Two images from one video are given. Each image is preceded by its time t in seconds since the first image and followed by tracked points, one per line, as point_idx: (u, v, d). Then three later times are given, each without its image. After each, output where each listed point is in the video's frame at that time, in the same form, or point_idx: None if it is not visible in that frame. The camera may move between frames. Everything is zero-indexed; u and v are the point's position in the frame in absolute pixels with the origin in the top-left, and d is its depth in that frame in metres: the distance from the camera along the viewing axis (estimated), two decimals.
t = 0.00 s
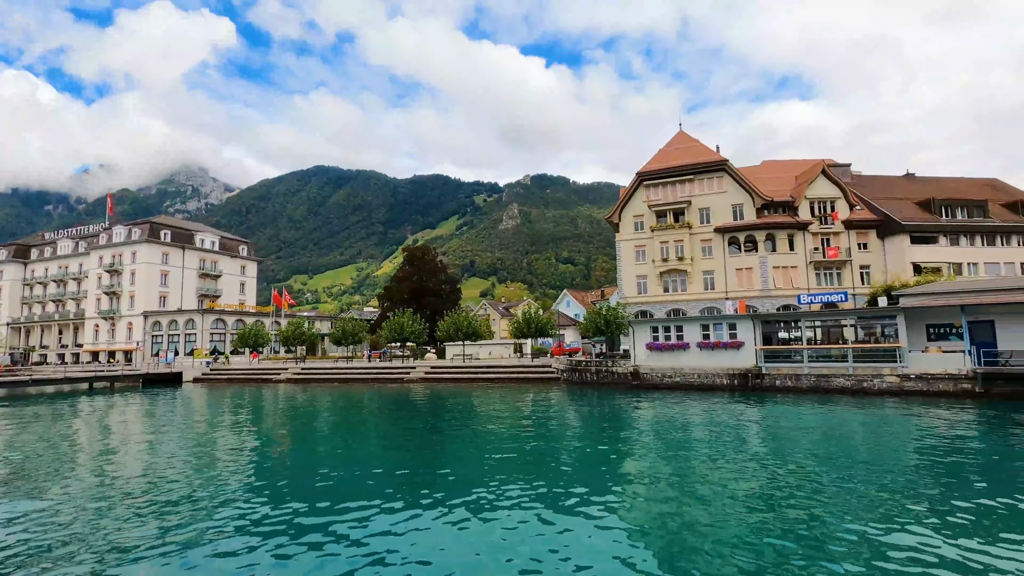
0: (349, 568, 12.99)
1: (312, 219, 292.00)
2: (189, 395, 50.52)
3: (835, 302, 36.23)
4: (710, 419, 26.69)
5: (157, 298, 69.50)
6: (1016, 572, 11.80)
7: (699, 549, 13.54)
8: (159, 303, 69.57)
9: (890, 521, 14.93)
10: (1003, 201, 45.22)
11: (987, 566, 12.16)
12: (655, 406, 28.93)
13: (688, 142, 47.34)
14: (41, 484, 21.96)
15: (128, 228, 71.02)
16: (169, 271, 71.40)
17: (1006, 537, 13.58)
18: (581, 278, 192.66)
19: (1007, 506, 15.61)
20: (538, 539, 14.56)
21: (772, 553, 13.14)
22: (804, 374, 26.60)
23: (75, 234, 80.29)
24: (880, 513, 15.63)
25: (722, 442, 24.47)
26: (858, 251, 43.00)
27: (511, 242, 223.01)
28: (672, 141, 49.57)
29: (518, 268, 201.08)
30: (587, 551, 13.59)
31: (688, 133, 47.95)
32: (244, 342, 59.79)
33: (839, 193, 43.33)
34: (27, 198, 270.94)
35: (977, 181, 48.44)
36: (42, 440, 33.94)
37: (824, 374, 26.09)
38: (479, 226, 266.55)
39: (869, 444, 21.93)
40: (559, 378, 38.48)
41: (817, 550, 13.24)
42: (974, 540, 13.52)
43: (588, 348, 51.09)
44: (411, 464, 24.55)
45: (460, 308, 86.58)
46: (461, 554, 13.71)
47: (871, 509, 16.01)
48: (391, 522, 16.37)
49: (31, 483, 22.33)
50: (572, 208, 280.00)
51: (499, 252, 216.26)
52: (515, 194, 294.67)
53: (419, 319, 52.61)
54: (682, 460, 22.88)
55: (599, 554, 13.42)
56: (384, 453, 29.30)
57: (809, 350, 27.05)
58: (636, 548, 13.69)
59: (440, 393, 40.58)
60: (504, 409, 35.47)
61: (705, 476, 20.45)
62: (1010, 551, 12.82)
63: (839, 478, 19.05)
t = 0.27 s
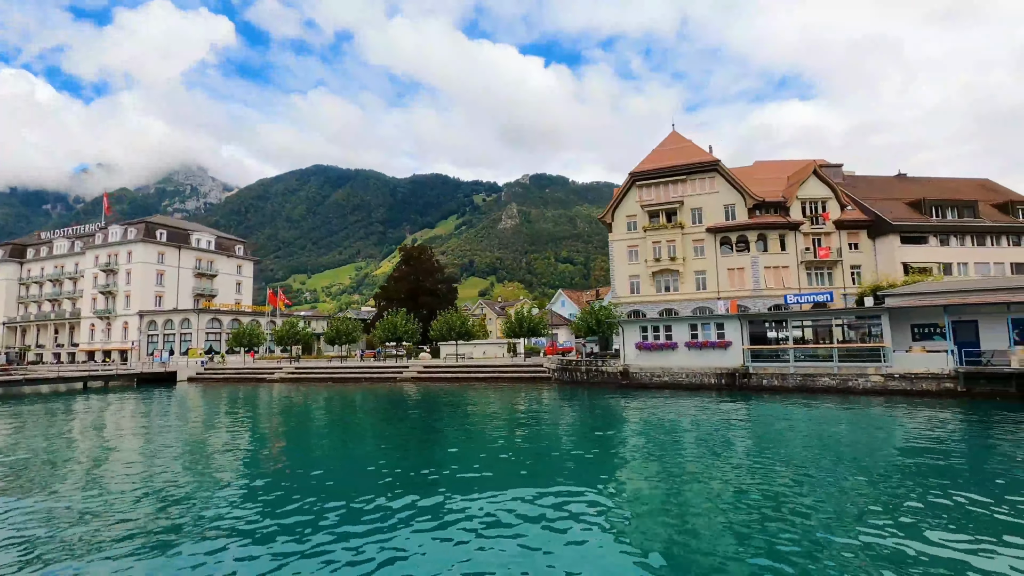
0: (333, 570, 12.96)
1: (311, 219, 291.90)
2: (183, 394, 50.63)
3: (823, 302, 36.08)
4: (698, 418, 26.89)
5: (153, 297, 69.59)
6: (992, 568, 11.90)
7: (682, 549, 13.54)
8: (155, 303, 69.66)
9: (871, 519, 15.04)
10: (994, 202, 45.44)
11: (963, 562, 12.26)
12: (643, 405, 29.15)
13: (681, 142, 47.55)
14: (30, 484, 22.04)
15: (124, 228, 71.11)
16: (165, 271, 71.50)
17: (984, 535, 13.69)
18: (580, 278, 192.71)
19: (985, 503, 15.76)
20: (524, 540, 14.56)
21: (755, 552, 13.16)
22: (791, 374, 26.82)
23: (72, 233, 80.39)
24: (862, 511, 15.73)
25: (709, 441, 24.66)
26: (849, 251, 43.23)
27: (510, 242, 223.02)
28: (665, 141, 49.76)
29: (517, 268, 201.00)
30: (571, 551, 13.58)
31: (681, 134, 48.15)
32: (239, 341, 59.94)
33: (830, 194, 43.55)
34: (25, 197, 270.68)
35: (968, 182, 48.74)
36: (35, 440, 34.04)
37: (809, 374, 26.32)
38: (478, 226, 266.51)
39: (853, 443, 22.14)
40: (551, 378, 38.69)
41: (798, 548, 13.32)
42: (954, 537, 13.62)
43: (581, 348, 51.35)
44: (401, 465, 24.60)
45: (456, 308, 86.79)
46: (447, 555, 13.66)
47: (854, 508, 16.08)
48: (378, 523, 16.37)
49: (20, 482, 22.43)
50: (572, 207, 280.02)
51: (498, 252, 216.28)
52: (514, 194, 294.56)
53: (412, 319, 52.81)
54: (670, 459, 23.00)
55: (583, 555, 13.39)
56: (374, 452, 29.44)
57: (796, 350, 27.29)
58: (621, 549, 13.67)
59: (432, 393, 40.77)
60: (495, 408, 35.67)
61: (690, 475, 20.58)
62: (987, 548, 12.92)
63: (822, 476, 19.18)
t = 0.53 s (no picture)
0: (316, 569, 12.99)
1: (309, 219, 291.92)
2: (178, 395, 50.76)
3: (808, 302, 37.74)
4: (685, 418, 27.10)
5: (149, 298, 69.71)
6: (967, 567, 12.00)
7: (664, 548, 13.61)
8: (150, 303, 69.78)
9: (851, 518, 15.15)
10: (984, 202, 45.67)
11: (939, 561, 12.36)
12: (632, 405, 29.37)
13: (674, 143, 47.77)
14: (21, 484, 22.17)
15: (120, 228, 71.21)
16: (161, 272, 71.63)
17: (961, 533, 13.81)
18: (579, 278, 192.77)
19: (963, 503, 15.89)
20: (508, 540, 14.60)
21: (736, 551, 13.24)
22: (777, 374, 27.05)
23: (68, 234, 80.53)
24: (843, 511, 15.83)
25: (696, 440, 24.88)
26: (840, 252, 43.48)
27: (509, 242, 223.06)
28: (658, 142, 49.98)
29: (515, 268, 200.98)
30: (554, 551, 13.62)
31: (674, 135, 48.36)
32: (234, 342, 60.14)
33: (821, 195, 43.78)
34: (24, 197, 270.64)
35: (959, 182, 48.96)
36: (29, 440, 34.19)
37: (796, 374, 26.57)
38: (477, 226, 266.54)
39: (837, 442, 22.35)
40: (543, 378, 38.91)
41: (778, 547, 13.40)
42: (931, 536, 13.72)
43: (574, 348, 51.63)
44: (392, 465, 24.69)
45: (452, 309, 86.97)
46: (430, 555, 13.69)
47: (835, 507, 16.20)
48: (364, 523, 16.41)
49: (10, 482, 22.55)
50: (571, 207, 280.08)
51: (497, 252, 216.32)
52: (512, 194, 294.52)
53: (406, 319, 53.06)
54: (657, 459, 23.13)
55: (566, 554, 13.43)
56: (365, 452, 29.61)
57: (782, 350, 27.55)
58: (604, 548, 13.72)
59: (425, 393, 40.96)
60: (487, 408, 35.87)
61: (676, 475, 20.73)
62: (963, 548, 13.02)
63: (805, 476, 19.33)
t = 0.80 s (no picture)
0: (302, 571, 13.04)
1: (308, 220, 292.11)
2: (174, 396, 50.94)
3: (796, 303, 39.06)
4: (675, 418, 27.28)
5: (146, 299, 69.87)
6: (946, 566, 12.10)
7: (649, 548, 13.67)
8: (148, 305, 69.94)
9: (835, 518, 15.25)
10: (976, 203, 45.92)
11: (918, 560, 12.47)
12: (623, 405, 29.58)
13: (668, 144, 47.98)
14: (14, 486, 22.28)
15: (117, 230, 71.35)
16: (158, 273, 71.81)
17: (942, 533, 13.92)
18: (578, 278, 192.93)
19: (946, 502, 16.03)
20: (495, 540, 14.67)
21: (720, 551, 13.31)
22: (766, 374, 27.29)
23: (66, 236, 80.70)
24: (826, 510, 15.96)
25: (686, 440, 25.07)
26: (833, 253, 43.72)
27: (509, 243, 223.25)
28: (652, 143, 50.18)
29: (515, 269, 201.16)
30: (539, 552, 13.65)
31: (667, 136, 48.59)
32: (230, 344, 60.45)
33: (813, 196, 44.03)
34: (24, 199, 270.82)
35: (951, 182, 49.18)
36: (24, 441, 34.35)
37: (784, 374, 26.80)
38: (477, 226, 266.76)
39: (824, 442, 22.51)
40: (535, 379, 39.16)
41: (761, 547, 13.50)
42: (913, 536, 13.81)
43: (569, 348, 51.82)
44: (384, 466, 24.80)
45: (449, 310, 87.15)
46: (417, 556, 13.74)
47: (820, 507, 16.33)
48: (352, 524, 16.47)
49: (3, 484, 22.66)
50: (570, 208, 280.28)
51: (496, 252, 216.51)
52: (512, 194, 294.58)
53: (401, 321, 53.41)
54: (647, 460, 23.27)
55: (553, 555, 13.48)
56: (358, 453, 29.78)
57: (771, 350, 27.81)
58: (590, 549, 13.79)
59: (419, 394, 41.20)
60: (480, 410, 36.04)
61: (667, 476, 20.81)
62: (944, 547, 13.11)
63: (792, 475, 19.50)
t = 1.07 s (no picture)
0: (281, 570, 13.03)
1: (308, 220, 292.31)
2: (170, 396, 51.15)
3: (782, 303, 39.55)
4: (665, 418, 27.45)
5: (143, 300, 70.07)
6: (915, 562, 12.28)
7: (628, 549, 13.69)
8: (145, 305, 70.10)
9: (816, 516, 15.32)
10: (968, 203, 46.09)
11: (894, 557, 12.51)
12: (613, 405, 29.77)
13: (661, 145, 48.20)
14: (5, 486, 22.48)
15: (114, 231, 71.55)
16: (155, 274, 71.98)
17: (919, 531, 13.98)
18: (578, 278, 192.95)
19: (923, 501, 16.18)
20: (477, 541, 14.66)
21: (699, 551, 13.31)
22: (753, 374, 27.52)
23: (63, 236, 80.88)
24: (808, 510, 16.02)
25: (674, 440, 25.23)
26: (825, 253, 43.92)
27: (509, 243, 223.19)
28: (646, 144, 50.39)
29: (514, 269, 201.19)
30: (519, 552, 13.71)
31: (661, 137, 48.79)
32: (225, 344, 60.85)
33: (806, 196, 44.22)
34: (24, 199, 271.08)
35: (945, 183, 49.35)
36: (19, 441, 34.57)
37: (772, 374, 27.00)
38: (476, 226, 266.75)
39: (810, 441, 22.71)
40: (528, 379, 39.40)
41: (740, 546, 13.51)
42: (889, 534, 13.91)
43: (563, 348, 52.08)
44: (373, 467, 24.88)
45: (447, 310, 87.20)
46: (398, 557, 13.73)
47: (802, 506, 16.38)
48: (336, 524, 16.46)
49: None
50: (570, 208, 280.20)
51: (496, 252, 216.50)
52: (511, 194, 294.60)
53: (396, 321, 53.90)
54: (635, 460, 23.38)
55: (533, 555, 13.47)
56: (350, 454, 29.96)
57: (758, 350, 28.05)
58: (571, 550, 13.76)
59: (413, 394, 41.41)
60: (473, 410, 36.21)
61: (653, 476, 20.94)
62: (920, 544, 13.16)
63: (775, 476, 19.65)
